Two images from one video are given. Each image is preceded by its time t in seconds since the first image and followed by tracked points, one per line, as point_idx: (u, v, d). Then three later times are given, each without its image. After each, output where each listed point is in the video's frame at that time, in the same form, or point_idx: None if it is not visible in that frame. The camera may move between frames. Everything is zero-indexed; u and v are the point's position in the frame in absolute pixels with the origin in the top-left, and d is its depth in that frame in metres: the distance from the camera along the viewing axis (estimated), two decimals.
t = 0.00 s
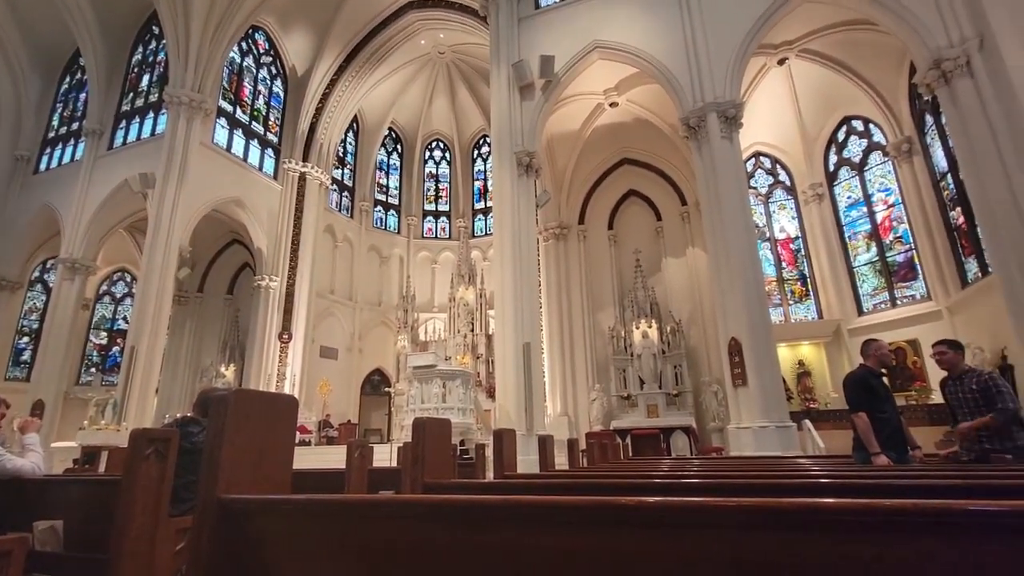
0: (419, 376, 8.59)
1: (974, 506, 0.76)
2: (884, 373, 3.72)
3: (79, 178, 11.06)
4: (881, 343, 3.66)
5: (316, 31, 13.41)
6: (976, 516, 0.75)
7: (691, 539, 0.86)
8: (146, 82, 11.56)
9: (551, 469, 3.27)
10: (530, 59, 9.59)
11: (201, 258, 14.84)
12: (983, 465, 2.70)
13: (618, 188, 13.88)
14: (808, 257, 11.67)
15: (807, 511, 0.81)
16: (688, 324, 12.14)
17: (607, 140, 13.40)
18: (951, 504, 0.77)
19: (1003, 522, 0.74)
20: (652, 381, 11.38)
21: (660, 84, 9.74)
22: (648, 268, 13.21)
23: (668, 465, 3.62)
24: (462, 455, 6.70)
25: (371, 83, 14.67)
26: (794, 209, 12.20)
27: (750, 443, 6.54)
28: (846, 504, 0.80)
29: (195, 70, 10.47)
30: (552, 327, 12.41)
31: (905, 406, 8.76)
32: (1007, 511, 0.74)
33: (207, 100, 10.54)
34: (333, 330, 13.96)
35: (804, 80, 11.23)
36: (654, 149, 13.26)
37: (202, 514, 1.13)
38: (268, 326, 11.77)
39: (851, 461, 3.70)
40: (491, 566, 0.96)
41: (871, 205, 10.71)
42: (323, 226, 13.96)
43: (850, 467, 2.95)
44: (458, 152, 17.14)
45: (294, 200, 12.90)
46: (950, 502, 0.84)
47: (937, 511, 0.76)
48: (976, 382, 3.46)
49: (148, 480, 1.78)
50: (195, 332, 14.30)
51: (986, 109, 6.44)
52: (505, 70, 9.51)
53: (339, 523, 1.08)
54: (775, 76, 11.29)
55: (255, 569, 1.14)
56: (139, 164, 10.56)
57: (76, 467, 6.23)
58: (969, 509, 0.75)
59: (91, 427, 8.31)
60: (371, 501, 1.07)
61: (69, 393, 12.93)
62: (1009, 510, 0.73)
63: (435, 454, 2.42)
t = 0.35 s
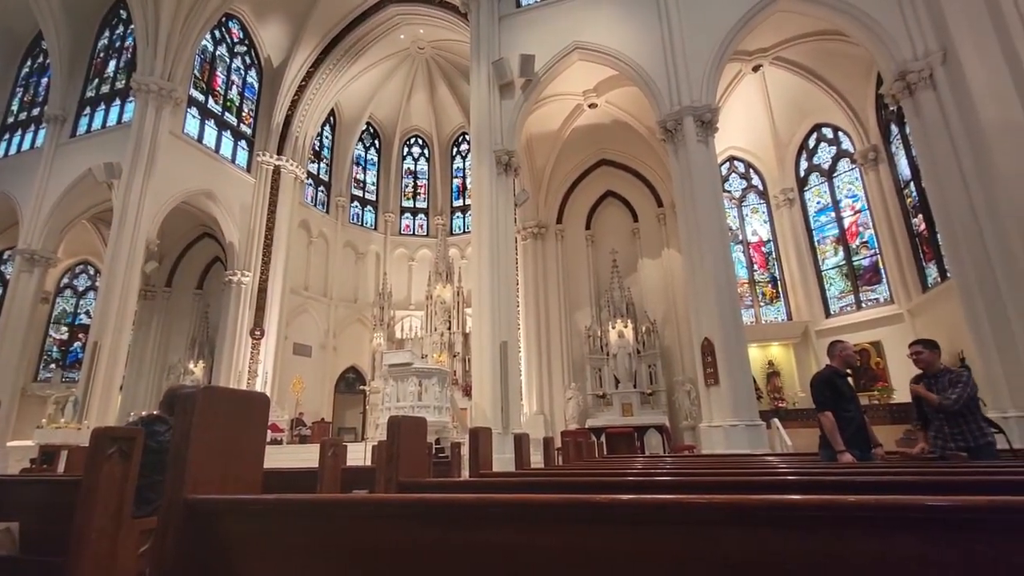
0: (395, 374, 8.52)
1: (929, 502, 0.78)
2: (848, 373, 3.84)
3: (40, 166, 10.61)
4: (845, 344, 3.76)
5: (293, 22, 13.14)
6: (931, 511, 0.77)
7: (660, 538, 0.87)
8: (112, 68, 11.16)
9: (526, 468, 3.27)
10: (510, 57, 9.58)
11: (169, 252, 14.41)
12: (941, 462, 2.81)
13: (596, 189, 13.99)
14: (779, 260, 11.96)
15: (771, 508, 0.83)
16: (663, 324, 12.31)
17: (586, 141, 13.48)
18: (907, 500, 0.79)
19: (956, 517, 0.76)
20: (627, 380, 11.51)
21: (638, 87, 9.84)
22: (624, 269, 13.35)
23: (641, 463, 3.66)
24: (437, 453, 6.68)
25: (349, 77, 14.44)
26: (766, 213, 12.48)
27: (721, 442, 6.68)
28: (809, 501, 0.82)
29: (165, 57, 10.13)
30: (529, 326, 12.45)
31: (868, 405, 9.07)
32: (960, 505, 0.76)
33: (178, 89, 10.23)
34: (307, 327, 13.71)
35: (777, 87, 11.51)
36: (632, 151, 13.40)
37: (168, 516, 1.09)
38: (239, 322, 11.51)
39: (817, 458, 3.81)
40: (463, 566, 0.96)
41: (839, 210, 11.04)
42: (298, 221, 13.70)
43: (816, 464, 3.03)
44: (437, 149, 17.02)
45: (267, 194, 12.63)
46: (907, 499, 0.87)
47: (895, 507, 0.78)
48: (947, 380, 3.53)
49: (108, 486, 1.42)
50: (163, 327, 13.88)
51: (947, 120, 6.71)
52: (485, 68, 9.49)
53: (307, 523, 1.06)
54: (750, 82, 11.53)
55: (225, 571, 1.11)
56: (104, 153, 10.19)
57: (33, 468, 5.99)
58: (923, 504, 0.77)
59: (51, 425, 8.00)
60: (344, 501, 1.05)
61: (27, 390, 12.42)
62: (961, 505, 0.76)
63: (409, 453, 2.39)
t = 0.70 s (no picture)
0: (371, 372, 8.43)
1: (895, 499, 0.80)
2: (817, 374, 3.94)
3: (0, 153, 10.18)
4: (813, 346, 3.86)
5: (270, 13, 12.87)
6: (897, 509, 0.79)
7: (635, 536, 0.88)
8: (79, 53, 10.77)
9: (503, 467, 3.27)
10: (492, 56, 9.56)
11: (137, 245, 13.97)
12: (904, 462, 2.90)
13: (576, 190, 14.08)
14: (752, 263, 12.21)
15: (744, 505, 0.84)
16: (639, 325, 12.45)
17: (566, 142, 13.54)
18: (873, 495, 0.81)
19: (919, 513, 0.79)
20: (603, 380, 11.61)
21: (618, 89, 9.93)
22: (602, 269, 13.46)
23: (616, 462, 3.70)
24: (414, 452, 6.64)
25: (328, 70, 14.22)
26: (740, 217, 12.74)
27: (694, 441, 6.80)
28: (780, 498, 0.84)
29: (135, 44, 9.82)
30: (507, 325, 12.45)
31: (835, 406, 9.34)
32: (923, 502, 0.79)
33: (149, 78, 9.93)
34: (281, 324, 13.45)
35: (753, 94, 11.74)
36: (611, 153, 13.51)
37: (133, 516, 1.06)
38: (211, 318, 11.23)
39: (787, 457, 3.91)
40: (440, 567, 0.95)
41: (810, 216, 11.33)
42: (273, 216, 13.43)
43: (785, 463, 3.11)
44: (417, 146, 16.87)
45: (242, 187, 12.36)
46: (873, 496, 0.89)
47: (862, 503, 0.80)
48: (928, 379, 3.61)
49: (68, 487, 1.31)
50: (129, 322, 13.45)
51: (912, 132, 6.96)
52: (467, 66, 9.46)
53: (277, 523, 1.03)
54: (727, 89, 11.75)
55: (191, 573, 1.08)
56: (69, 141, 9.83)
57: None
58: (889, 501, 0.80)
59: (8, 424, 7.69)
60: (317, 501, 1.03)
61: None
62: (925, 502, 0.78)
63: (385, 453, 2.36)
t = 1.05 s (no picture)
0: (345, 371, 8.32)
1: (860, 499, 0.83)
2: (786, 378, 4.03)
3: None
4: (783, 350, 3.95)
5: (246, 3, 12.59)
6: (863, 508, 0.82)
7: (610, 536, 0.89)
8: (44, 36, 10.37)
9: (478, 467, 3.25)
10: (474, 56, 9.54)
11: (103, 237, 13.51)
12: (865, 463, 3.00)
13: (555, 192, 14.15)
14: (726, 268, 12.48)
15: (718, 506, 0.85)
16: (615, 327, 12.57)
17: (546, 144, 13.59)
18: (839, 496, 0.84)
19: (881, 512, 0.82)
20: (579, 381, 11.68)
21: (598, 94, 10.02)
22: (580, 271, 13.55)
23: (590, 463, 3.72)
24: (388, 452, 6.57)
25: (306, 63, 13.98)
26: (715, 223, 13.00)
27: (667, 442, 6.91)
28: (751, 499, 0.85)
29: (104, 29, 9.49)
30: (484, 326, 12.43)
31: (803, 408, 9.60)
32: (885, 502, 0.82)
33: (118, 64, 9.62)
34: (253, 321, 13.15)
35: (729, 103, 11.99)
36: (590, 156, 13.62)
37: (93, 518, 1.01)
38: (179, 314, 10.92)
39: (755, 458, 4.01)
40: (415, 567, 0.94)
41: (782, 223, 11.62)
42: (247, 210, 13.13)
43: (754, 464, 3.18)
44: (396, 143, 16.71)
45: (214, 180, 12.05)
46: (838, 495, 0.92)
47: (827, 503, 0.83)
48: (904, 382, 3.73)
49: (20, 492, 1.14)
50: (93, 316, 12.98)
51: (879, 146, 7.18)
52: (448, 65, 9.43)
53: (247, 526, 1.01)
54: (705, 97, 11.97)
55: None
56: (31, 127, 9.46)
57: None
58: (855, 501, 0.82)
59: None
60: (287, 503, 1.00)
61: None
62: (886, 501, 0.82)
63: (358, 452, 2.31)
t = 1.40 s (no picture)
0: (324, 370, 8.21)
1: (833, 499, 0.84)
2: (763, 381, 4.10)
3: None
4: (760, 354, 4.02)
5: None
6: (834, 508, 0.83)
7: (589, 537, 0.89)
8: (15, 22, 10.04)
9: (458, 468, 3.23)
10: (460, 56, 9.52)
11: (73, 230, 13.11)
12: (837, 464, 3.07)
13: (539, 194, 14.21)
14: (705, 273, 12.67)
15: (695, 506, 0.86)
16: (597, 329, 12.65)
17: (529, 147, 13.61)
18: (812, 496, 0.85)
19: (852, 512, 0.83)
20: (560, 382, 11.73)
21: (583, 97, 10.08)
22: (563, 273, 13.62)
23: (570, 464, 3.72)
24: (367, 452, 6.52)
25: (288, 58, 13.78)
26: (695, 227, 13.20)
27: (646, 443, 6.98)
28: (728, 500, 0.86)
29: (78, 17, 9.22)
30: (466, 327, 12.40)
31: (778, 411, 9.79)
32: (856, 502, 0.83)
33: (92, 53, 9.35)
34: (230, 318, 12.89)
35: (710, 110, 12.17)
36: (575, 160, 13.70)
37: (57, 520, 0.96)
38: (153, 310, 10.66)
39: (731, 459, 4.08)
40: (392, 567, 0.93)
41: (760, 229, 11.85)
42: (225, 206, 12.87)
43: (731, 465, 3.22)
44: (380, 142, 16.58)
45: (192, 174, 11.82)
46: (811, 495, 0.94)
47: (801, 504, 0.84)
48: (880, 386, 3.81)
49: None
50: (61, 312, 12.59)
51: (854, 156, 7.38)
52: (434, 64, 9.39)
53: (221, 527, 0.98)
54: (687, 104, 12.14)
55: None
56: None
57: None
58: (827, 501, 0.84)
59: None
60: (263, 502, 0.97)
61: None
62: (858, 502, 0.83)
63: (336, 453, 2.27)
